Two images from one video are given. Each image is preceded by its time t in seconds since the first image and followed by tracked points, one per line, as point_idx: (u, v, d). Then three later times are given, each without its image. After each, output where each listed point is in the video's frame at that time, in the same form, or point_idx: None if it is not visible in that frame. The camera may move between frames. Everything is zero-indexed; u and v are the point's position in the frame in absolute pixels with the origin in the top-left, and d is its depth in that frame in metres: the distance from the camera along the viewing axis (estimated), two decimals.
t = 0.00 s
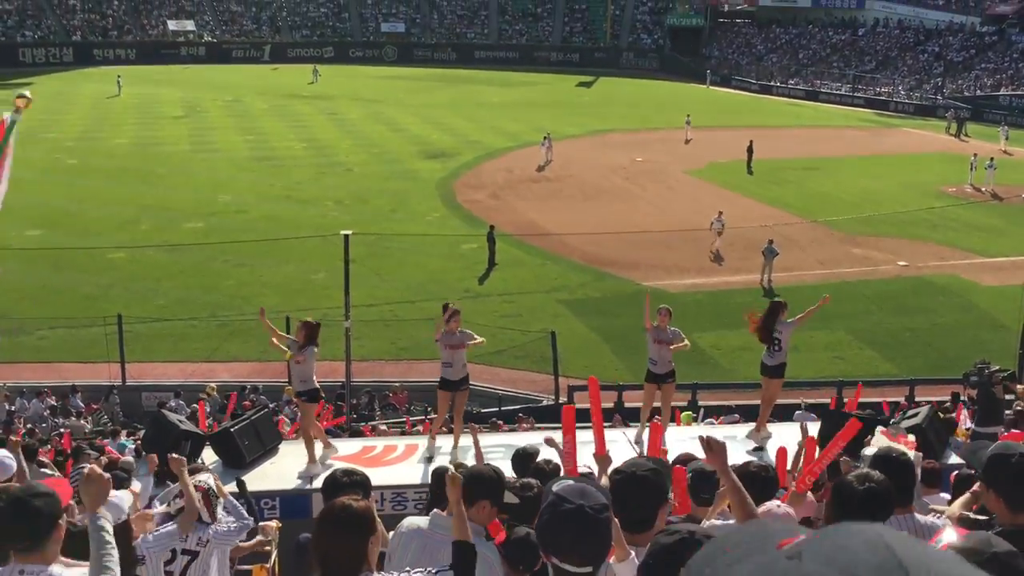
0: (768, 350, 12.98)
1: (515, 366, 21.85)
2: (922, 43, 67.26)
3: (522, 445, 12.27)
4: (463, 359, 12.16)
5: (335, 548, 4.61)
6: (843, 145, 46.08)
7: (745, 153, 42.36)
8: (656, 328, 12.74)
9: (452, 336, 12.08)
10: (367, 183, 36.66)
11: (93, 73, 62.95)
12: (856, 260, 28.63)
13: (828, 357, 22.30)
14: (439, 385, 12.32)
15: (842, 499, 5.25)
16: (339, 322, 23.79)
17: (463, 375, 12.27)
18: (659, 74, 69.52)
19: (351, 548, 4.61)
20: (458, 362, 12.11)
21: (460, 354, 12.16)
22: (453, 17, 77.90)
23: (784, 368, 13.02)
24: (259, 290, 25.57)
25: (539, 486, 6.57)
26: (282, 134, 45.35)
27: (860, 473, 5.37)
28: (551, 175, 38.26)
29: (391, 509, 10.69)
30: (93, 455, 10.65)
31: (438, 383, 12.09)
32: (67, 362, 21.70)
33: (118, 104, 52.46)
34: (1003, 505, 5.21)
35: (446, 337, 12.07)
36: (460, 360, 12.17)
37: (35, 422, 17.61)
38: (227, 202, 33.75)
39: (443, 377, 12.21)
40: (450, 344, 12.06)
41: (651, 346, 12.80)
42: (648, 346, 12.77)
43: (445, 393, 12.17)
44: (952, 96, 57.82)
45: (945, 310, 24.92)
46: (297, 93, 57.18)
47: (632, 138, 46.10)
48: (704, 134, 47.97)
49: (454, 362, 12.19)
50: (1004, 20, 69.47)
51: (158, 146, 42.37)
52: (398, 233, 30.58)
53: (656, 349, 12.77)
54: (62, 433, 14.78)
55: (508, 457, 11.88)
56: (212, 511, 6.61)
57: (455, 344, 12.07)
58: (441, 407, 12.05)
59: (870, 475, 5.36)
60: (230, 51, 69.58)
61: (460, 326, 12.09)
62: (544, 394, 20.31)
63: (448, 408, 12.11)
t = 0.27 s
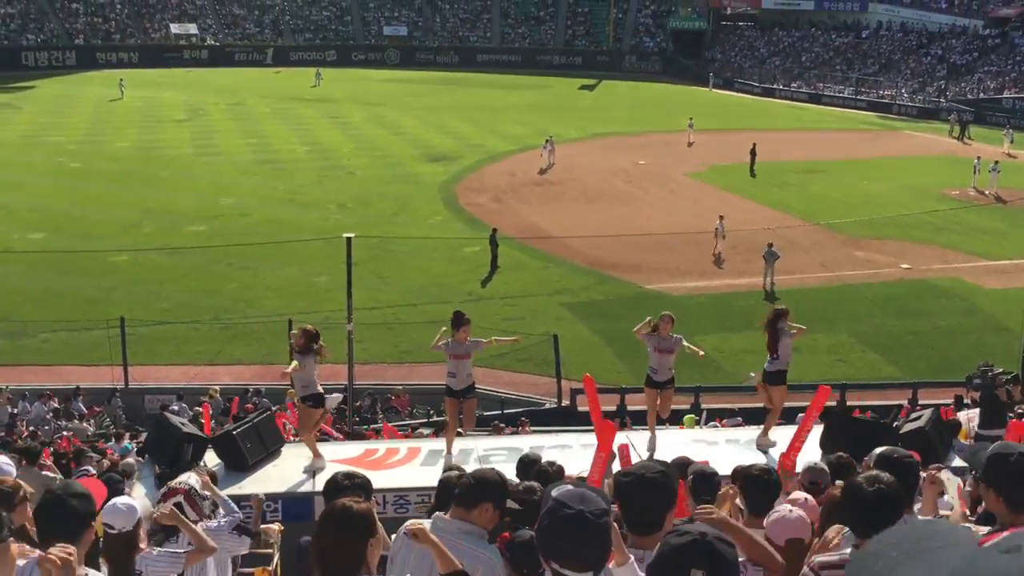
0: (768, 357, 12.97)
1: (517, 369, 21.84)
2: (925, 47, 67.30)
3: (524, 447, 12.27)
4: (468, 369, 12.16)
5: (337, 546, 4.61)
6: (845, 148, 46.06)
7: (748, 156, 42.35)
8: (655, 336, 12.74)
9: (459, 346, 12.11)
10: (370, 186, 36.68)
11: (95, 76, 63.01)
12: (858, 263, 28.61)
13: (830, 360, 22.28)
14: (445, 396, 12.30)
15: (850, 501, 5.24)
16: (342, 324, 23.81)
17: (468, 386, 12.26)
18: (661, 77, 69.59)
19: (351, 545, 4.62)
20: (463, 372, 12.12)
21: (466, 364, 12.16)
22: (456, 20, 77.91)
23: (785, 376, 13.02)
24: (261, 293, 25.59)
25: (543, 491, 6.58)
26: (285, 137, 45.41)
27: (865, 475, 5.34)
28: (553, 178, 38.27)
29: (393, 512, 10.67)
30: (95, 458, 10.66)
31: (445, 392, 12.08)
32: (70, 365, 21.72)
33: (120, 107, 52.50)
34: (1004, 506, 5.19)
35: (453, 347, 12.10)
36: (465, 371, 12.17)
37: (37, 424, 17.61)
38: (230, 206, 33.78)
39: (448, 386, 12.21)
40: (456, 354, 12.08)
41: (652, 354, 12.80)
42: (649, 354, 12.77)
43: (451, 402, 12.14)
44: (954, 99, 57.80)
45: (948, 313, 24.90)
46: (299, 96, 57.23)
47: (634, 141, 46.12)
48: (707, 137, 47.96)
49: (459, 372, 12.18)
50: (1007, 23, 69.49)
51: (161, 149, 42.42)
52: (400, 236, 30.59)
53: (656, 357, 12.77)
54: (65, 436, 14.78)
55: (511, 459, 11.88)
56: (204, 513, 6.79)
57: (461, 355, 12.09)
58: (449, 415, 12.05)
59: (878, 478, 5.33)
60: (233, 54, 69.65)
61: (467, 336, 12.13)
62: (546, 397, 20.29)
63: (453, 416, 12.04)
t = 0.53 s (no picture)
0: (768, 348, 12.95)
1: (515, 369, 21.85)
2: (924, 47, 67.36)
3: (522, 446, 12.28)
4: (480, 357, 12.16)
5: (338, 545, 4.62)
6: (844, 148, 46.08)
7: (746, 156, 42.36)
8: (656, 329, 12.75)
9: (470, 335, 12.07)
10: (368, 185, 36.68)
11: (94, 76, 63.01)
12: (857, 263, 28.64)
13: (829, 360, 22.29)
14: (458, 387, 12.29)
15: (852, 503, 5.25)
16: (340, 324, 23.81)
17: (481, 375, 12.25)
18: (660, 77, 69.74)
19: (352, 545, 4.62)
20: (476, 361, 12.12)
21: (478, 353, 12.17)
22: (455, 20, 77.83)
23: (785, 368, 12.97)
24: (260, 292, 25.60)
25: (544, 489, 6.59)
26: (284, 137, 45.42)
27: (866, 474, 5.36)
28: (552, 177, 38.28)
29: (392, 512, 10.69)
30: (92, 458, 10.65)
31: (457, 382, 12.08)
32: (68, 364, 21.72)
33: (119, 106, 52.50)
34: (1002, 509, 5.21)
35: (463, 336, 12.05)
36: (477, 358, 12.16)
37: (36, 423, 17.62)
38: (228, 205, 33.76)
39: (462, 376, 12.20)
40: (468, 343, 12.05)
41: (652, 345, 12.82)
42: (650, 346, 12.77)
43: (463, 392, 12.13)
44: (953, 99, 57.81)
45: (946, 313, 24.92)
46: (298, 96, 57.25)
47: (632, 141, 46.13)
48: (705, 136, 47.98)
49: (472, 361, 12.19)
50: (1005, 24, 69.51)
51: (160, 148, 42.43)
52: (399, 235, 30.61)
53: (657, 348, 12.79)
54: (63, 435, 14.79)
55: (509, 458, 11.89)
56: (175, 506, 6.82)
57: (472, 344, 12.07)
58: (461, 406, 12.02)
59: (880, 475, 5.34)
60: (232, 53, 69.62)
61: (477, 326, 12.08)
62: (544, 396, 20.28)
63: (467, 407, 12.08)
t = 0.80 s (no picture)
0: (765, 346, 12.93)
1: (510, 368, 21.84)
2: (918, 45, 67.44)
3: (516, 445, 12.30)
4: (483, 356, 12.16)
5: (336, 540, 4.62)
6: (838, 147, 46.14)
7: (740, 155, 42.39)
8: (652, 327, 12.75)
9: (474, 333, 12.14)
10: (362, 184, 36.62)
11: (86, 73, 62.77)
12: (851, 261, 28.68)
13: (823, 359, 22.31)
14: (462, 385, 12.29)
15: (847, 503, 5.26)
16: (334, 323, 23.77)
17: (484, 373, 12.21)
18: (654, 76, 69.80)
19: (347, 542, 4.61)
20: (479, 358, 12.09)
21: (481, 351, 12.18)
22: (449, 18, 77.71)
23: (781, 365, 12.99)
24: (253, 291, 25.53)
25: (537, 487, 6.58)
26: (278, 135, 45.33)
27: (860, 472, 5.37)
28: (547, 176, 38.26)
29: (386, 510, 10.70)
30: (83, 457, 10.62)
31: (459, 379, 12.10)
32: (61, 363, 21.64)
33: (112, 104, 52.33)
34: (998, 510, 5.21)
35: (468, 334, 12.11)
36: (480, 356, 12.15)
37: (29, 423, 17.54)
38: (222, 203, 33.68)
39: (464, 372, 12.20)
40: (472, 340, 12.11)
41: (649, 344, 12.79)
42: (646, 344, 12.76)
43: (467, 390, 12.18)
44: (947, 98, 57.90)
45: (940, 312, 24.96)
46: (292, 94, 57.12)
47: (627, 140, 46.13)
48: (700, 135, 48.01)
49: (474, 359, 12.18)
50: (998, 23, 69.64)
51: (153, 146, 42.30)
52: (393, 234, 30.56)
53: (654, 346, 12.75)
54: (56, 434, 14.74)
55: (504, 457, 11.90)
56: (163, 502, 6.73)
57: (477, 341, 12.11)
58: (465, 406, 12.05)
59: (871, 474, 5.35)
60: (225, 51, 69.50)
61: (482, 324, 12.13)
62: (538, 395, 20.25)
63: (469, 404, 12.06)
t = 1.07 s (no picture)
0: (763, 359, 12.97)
1: (509, 368, 21.84)
2: (917, 46, 67.48)
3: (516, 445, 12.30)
4: (488, 369, 12.21)
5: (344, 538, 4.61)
6: (837, 147, 46.16)
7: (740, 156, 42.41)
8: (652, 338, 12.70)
9: (477, 347, 12.14)
10: (362, 184, 36.63)
11: (86, 74, 62.78)
12: (850, 262, 28.69)
13: (822, 359, 22.33)
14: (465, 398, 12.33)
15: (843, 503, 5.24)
16: (333, 323, 23.78)
17: (487, 386, 12.29)
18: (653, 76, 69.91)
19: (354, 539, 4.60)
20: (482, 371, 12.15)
21: (483, 365, 12.23)
22: (449, 19, 77.63)
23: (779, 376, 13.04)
24: (253, 291, 25.54)
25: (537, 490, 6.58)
26: (277, 136, 45.34)
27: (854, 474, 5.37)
28: (546, 177, 38.28)
29: (385, 511, 10.70)
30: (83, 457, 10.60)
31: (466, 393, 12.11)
32: (61, 363, 21.64)
33: (112, 105, 52.33)
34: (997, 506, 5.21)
35: (470, 347, 12.14)
36: (484, 369, 12.21)
37: (28, 423, 17.54)
38: (221, 204, 33.68)
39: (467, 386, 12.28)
40: (475, 354, 12.12)
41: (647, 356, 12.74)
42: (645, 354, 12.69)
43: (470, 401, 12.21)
44: (946, 99, 57.93)
45: (939, 312, 24.97)
46: (292, 95, 57.13)
47: (626, 140, 46.15)
48: (699, 136, 48.03)
49: (477, 373, 12.25)
50: (997, 23, 69.66)
51: (152, 147, 42.31)
52: (392, 235, 30.57)
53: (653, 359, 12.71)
54: (56, 434, 14.74)
55: (504, 458, 11.89)
56: (179, 507, 6.58)
57: (480, 354, 12.14)
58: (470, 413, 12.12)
59: (865, 477, 5.37)
60: (225, 52, 69.53)
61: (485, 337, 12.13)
62: (537, 396, 20.25)
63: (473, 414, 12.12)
